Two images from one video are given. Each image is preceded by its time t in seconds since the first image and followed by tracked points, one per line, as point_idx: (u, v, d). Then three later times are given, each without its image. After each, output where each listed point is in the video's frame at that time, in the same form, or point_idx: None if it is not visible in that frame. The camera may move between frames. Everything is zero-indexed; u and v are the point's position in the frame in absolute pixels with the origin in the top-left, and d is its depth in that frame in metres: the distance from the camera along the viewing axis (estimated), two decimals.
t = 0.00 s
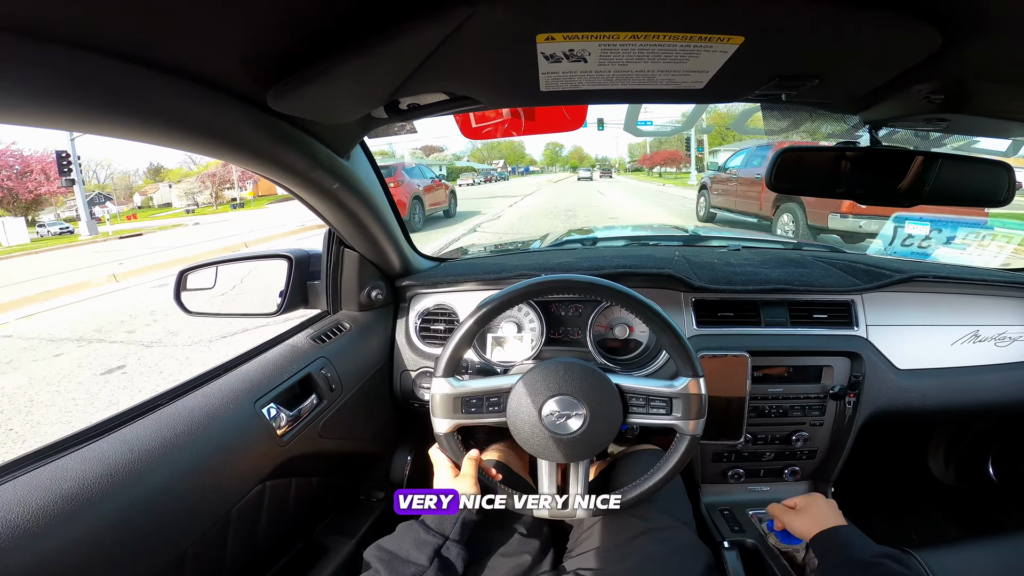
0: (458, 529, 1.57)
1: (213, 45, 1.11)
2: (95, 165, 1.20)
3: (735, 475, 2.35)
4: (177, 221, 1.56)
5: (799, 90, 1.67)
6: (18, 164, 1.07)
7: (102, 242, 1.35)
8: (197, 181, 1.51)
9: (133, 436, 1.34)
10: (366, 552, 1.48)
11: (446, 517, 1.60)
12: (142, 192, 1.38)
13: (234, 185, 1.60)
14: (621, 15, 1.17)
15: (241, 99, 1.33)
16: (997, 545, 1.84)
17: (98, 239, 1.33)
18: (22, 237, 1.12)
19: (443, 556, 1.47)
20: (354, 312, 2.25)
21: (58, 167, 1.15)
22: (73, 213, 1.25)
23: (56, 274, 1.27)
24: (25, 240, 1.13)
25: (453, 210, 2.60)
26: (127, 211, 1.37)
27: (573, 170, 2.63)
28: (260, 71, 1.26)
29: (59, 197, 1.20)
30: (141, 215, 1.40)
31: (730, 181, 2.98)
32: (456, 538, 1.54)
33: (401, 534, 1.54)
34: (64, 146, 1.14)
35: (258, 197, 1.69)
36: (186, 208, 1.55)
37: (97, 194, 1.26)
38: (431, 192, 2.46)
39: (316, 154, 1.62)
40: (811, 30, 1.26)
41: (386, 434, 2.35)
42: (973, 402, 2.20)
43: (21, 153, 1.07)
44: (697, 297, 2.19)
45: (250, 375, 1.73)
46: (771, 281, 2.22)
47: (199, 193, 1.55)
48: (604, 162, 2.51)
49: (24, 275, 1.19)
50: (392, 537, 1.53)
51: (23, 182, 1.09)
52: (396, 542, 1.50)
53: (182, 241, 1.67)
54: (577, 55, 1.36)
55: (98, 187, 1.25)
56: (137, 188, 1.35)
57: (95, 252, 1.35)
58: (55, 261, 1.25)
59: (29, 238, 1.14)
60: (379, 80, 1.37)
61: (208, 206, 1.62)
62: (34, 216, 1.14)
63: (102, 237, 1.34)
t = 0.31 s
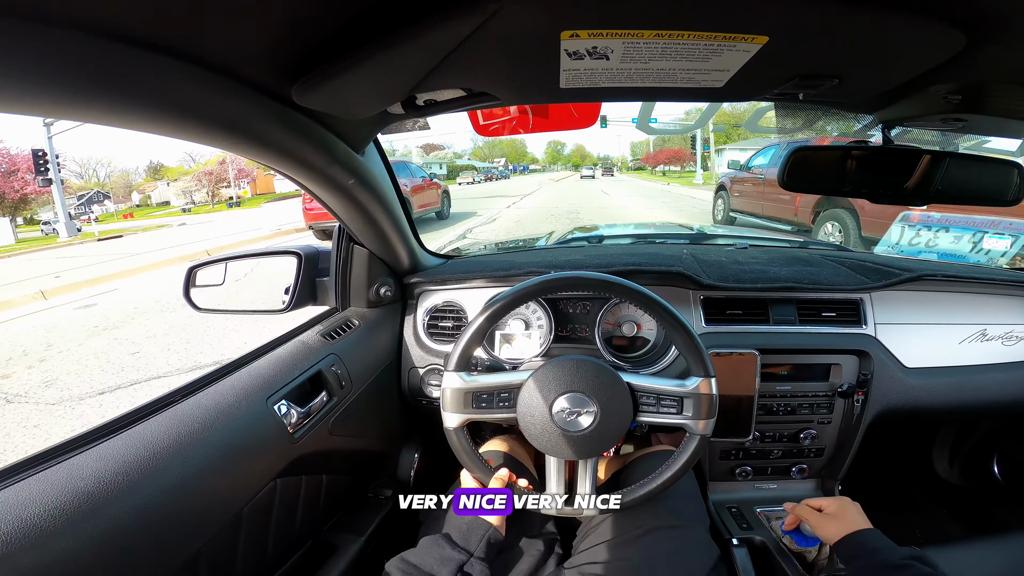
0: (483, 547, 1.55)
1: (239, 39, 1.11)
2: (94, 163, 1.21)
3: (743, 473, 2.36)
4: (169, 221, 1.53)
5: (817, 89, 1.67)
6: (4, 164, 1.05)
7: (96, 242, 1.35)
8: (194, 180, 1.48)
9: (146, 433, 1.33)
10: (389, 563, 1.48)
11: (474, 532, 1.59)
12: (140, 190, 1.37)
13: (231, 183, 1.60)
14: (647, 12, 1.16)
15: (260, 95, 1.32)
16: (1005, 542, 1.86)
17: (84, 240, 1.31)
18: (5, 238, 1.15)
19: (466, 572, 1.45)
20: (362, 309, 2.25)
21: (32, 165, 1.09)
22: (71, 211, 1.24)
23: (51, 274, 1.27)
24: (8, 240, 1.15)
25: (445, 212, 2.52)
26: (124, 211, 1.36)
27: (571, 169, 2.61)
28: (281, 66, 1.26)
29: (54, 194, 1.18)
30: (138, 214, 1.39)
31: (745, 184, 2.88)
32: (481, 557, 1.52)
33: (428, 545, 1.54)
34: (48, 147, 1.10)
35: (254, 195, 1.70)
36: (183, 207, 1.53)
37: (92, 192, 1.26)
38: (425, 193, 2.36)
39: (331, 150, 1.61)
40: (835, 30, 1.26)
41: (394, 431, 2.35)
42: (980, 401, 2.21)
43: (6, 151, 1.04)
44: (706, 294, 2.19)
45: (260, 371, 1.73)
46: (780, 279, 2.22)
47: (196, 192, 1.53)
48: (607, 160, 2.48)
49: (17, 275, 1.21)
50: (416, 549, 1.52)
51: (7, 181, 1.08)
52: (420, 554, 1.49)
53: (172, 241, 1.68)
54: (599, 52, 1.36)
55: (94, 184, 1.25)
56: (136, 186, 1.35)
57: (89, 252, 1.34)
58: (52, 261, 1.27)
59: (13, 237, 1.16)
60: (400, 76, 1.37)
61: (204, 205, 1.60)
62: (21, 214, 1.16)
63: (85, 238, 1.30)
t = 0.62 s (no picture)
0: (485, 546, 1.49)
1: (237, 32, 1.09)
2: (95, 161, 1.19)
3: (744, 472, 2.35)
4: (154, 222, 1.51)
5: (822, 86, 1.65)
6: None
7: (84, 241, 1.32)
8: (191, 179, 1.49)
9: (144, 430, 1.33)
10: (389, 562, 1.45)
11: (478, 528, 1.53)
12: (138, 189, 1.37)
13: (228, 181, 1.59)
14: (650, 6, 1.15)
15: (261, 90, 1.31)
16: (1009, 543, 1.84)
17: (59, 244, 1.23)
18: None
19: (467, 572, 1.41)
20: (363, 306, 2.24)
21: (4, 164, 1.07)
22: (73, 212, 1.23)
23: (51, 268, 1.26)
24: None
25: (437, 213, 2.49)
26: (122, 209, 1.36)
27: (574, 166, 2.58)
28: (282, 61, 1.24)
29: (54, 189, 1.17)
30: (135, 212, 1.40)
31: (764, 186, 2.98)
32: (483, 555, 1.47)
33: (428, 543, 1.49)
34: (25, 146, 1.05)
35: (250, 194, 1.68)
36: (178, 206, 1.55)
37: (90, 191, 1.23)
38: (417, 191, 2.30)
39: (332, 146, 1.60)
40: (841, 25, 1.24)
41: (394, 428, 2.34)
42: (983, 400, 2.20)
43: None
44: (709, 292, 2.18)
45: (260, 368, 1.73)
46: (783, 277, 2.21)
47: (193, 190, 1.53)
48: (609, 159, 2.50)
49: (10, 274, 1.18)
50: (416, 547, 1.49)
51: None
52: (421, 552, 1.46)
53: (171, 240, 1.67)
54: (602, 47, 1.34)
55: (93, 182, 1.22)
56: (134, 184, 1.34)
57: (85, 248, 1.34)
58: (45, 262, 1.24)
59: None
60: (400, 71, 1.35)
61: (201, 203, 1.61)
62: (14, 214, 1.12)
63: (63, 239, 1.23)
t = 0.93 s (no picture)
0: (483, 537, 1.53)
1: (239, 45, 1.14)
2: (96, 157, 1.22)
3: (738, 468, 2.40)
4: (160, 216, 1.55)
5: (810, 91, 1.69)
6: None
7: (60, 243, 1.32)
8: (188, 175, 1.52)
9: (154, 424, 1.38)
10: (389, 551, 1.51)
11: (476, 519, 1.57)
12: (137, 186, 1.39)
13: (224, 178, 1.64)
14: (639, 18, 1.18)
15: (263, 98, 1.35)
16: (995, 540, 1.88)
17: (30, 246, 1.23)
18: None
19: (466, 563, 1.44)
20: (365, 303, 2.29)
21: None
22: (65, 207, 1.27)
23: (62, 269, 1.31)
24: None
25: (431, 213, 2.49)
26: (119, 206, 1.38)
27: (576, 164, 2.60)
28: (285, 70, 1.29)
29: (52, 187, 1.18)
30: (132, 210, 1.41)
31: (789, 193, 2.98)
32: (480, 545, 1.51)
33: (429, 535, 1.53)
34: (7, 142, 1.07)
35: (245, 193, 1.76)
36: (175, 202, 1.57)
37: (88, 187, 1.26)
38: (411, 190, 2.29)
39: (335, 148, 1.65)
40: (825, 34, 1.28)
41: (396, 422, 2.39)
42: (975, 399, 2.23)
43: None
44: (705, 290, 2.22)
45: (265, 364, 1.78)
46: (777, 276, 2.24)
47: (190, 188, 1.57)
48: (612, 155, 2.52)
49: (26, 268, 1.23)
50: (416, 539, 1.53)
51: None
52: (422, 543, 1.50)
53: (172, 236, 1.72)
54: (594, 56, 1.38)
55: (92, 179, 1.25)
56: (133, 180, 1.36)
57: (77, 248, 1.38)
58: (50, 256, 1.30)
59: None
60: (399, 79, 1.40)
61: (197, 202, 1.66)
62: None
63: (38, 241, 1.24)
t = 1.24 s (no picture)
0: (483, 531, 1.57)
1: (240, 40, 1.14)
2: (95, 154, 1.22)
3: (740, 464, 2.40)
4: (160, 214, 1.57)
5: (814, 87, 1.67)
6: None
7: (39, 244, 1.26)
8: (184, 172, 1.52)
9: (158, 419, 1.39)
10: (389, 545, 1.53)
11: (474, 518, 1.60)
12: (136, 181, 1.40)
13: (219, 175, 1.64)
14: (642, 13, 1.17)
15: (264, 93, 1.35)
16: (996, 538, 1.88)
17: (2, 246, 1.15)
18: None
19: (466, 557, 1.46)
20: (367, 298, 2.29)
21: None
22: (64, 203, 1.27)
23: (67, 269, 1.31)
24: None
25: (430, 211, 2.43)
26: (116, 202, 1.40)
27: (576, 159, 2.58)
28: (285, 65, 1.28)
29: (52, 182, 1.19)
30: (129, 206, 1.43)
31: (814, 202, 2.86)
32: (480, 540, 1.53)
33: (430, 530, 1.55)
34: None
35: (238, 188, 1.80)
36: (174, 200, 1.58)
37: (86, 183, 1.27)
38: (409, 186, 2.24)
39: (337, 143, 1.64)
40: (830, 30, 1.27)
41: (397, 417, 2.40)
42: (977, 396, 2.22)
43: None
44: (707, 286, 2.22)
45: (267, 358, 1.79)
46: (780, 272, 2.23)
47: (186, 183, 1.57)
48: (614, 152, 2.47)
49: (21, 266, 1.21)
50: (417, 533, 1.56)
51: None
52: (421, 536, 1.53)
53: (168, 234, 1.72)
54: (596, 51, 1.37)
55: (91, 176, 1.26)
56: (132, 177, 1.37)
57: (58, 251, 1.33)
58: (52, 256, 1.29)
59: None
60: (400, 74, 1.39)
61: (195, 197, 1.67)
62: (9, 208, 1.12)
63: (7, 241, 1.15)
